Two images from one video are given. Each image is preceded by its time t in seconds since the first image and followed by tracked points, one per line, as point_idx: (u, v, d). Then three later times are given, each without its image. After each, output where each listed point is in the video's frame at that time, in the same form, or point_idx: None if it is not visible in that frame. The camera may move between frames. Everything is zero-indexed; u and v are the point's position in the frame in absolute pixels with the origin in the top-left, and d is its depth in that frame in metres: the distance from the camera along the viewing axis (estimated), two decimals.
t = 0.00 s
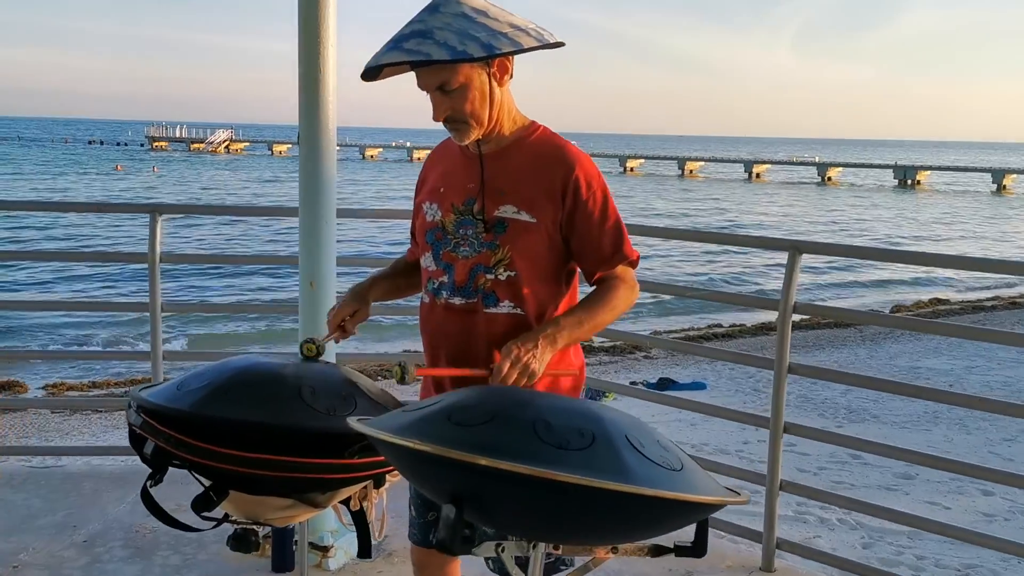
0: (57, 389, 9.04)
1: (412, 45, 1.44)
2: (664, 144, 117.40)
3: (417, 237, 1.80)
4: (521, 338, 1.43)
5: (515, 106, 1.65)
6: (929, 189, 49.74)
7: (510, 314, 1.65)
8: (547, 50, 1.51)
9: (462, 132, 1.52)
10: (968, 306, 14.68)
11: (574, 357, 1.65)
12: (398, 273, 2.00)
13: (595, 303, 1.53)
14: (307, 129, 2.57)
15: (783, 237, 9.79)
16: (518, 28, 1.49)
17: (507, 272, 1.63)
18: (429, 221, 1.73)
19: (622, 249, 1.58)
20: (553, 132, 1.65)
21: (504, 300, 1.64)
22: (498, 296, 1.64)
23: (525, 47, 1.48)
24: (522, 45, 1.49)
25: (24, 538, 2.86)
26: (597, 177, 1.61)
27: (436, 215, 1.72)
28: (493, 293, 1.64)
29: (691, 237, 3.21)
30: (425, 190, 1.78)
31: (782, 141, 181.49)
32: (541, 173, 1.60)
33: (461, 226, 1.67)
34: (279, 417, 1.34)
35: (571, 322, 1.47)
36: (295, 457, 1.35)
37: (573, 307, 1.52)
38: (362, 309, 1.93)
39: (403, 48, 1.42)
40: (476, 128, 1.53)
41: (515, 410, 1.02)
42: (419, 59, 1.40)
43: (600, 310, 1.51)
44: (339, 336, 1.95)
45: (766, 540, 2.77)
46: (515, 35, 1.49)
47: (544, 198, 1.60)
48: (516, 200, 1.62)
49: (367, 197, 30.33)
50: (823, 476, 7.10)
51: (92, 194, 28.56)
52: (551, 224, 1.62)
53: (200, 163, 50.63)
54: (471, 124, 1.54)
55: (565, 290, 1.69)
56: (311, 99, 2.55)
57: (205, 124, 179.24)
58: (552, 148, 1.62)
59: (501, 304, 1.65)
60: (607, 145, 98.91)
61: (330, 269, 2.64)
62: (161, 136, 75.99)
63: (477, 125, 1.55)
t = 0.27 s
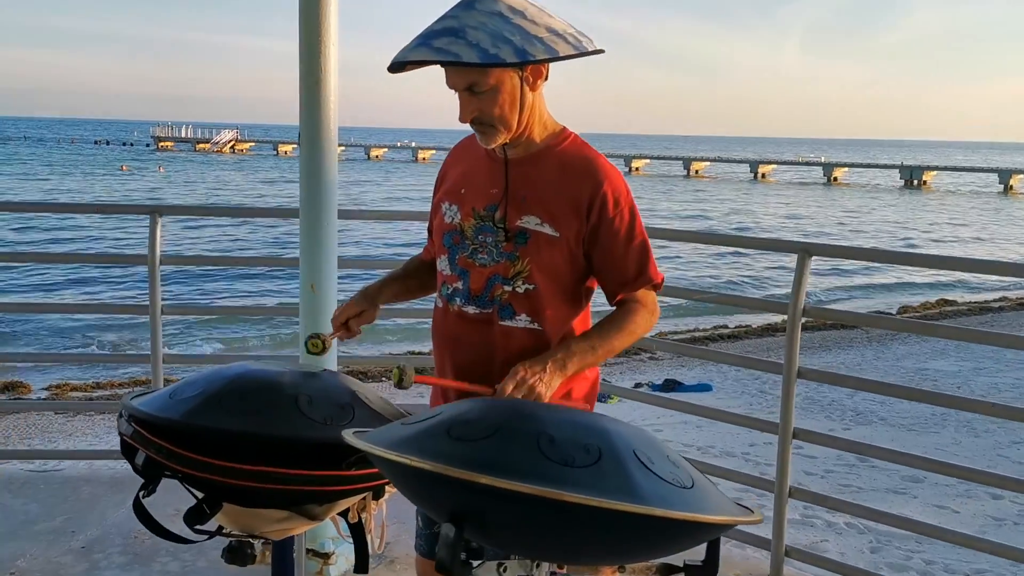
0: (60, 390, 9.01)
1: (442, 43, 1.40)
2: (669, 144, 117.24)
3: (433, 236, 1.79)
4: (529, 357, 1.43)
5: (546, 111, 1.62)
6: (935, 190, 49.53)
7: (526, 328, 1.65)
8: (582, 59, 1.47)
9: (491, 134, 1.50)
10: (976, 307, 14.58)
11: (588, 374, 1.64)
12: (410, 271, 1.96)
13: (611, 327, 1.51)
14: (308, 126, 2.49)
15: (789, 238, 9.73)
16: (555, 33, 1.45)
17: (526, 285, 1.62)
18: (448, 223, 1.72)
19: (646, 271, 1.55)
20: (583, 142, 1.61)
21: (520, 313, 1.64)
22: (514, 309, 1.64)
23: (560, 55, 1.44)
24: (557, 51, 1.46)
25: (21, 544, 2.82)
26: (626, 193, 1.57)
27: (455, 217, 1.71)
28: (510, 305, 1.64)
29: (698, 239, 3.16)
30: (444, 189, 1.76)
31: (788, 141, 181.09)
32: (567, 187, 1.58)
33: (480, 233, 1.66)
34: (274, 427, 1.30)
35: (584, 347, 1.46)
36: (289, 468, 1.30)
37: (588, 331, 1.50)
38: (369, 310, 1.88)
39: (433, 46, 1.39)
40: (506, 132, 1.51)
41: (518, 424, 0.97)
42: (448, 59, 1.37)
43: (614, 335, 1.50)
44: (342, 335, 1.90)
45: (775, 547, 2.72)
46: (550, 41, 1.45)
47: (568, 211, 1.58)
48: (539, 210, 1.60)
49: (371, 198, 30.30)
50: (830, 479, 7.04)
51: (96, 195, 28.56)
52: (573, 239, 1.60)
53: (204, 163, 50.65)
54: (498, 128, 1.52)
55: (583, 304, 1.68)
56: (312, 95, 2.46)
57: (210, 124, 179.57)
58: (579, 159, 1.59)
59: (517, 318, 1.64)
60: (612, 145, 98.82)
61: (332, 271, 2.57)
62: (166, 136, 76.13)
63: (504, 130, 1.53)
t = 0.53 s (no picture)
0: (63, 391, 9.00)
1: (465, 50, 1.36)
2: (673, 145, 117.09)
3: (443, 239, 1.75)
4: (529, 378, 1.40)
5: (568, 119, 1.58)
6: (940, 190, 49.38)
7: (535, 343, 1.62)
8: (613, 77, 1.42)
9: (509, 144, 1.46)
10: (982, 309, 14.49)
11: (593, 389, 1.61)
12: (413, 271, 1.92)
13: (621, 347, 1.48)
14: (310, 129, 2.50)
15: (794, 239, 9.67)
16: (584, 47, 1.40)
17: (537, 300, 1.59)
18: (460, 228, 1.68)
19: (660, 293, 1.51)
20: (604, 153, 1.57)
21: (530, 328, 1.61)
22: (523, 324, 1.61)
23: (588, 71, 1.38)
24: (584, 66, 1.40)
25: (20, 550, 2.78)
26: (646, 211, 1.53)
27: (467, 222, 1.67)
28: (519, 320, 1.61)
29: (704, 241, 3.12)
30: (456, 190, 1.72)
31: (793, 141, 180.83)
32: (586, 203, 1.54)
33: (493, 242, 1.62)
34: (271, 437, 1.27)
35: (585, 367, 1.44)
36: (286, 480, 1.27)
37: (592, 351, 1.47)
38: (374, 306, 1.83)
39: (456, 53, 1.35)
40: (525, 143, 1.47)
41: (522, 439, 0.92)
42: (470, 69, 1.33)
43: (621, 355, 1.47)
44: (345, 331, 1.85)
45: (782, 555, 2.67)
46: (579, 55, 1.40)
47: (585, 226, 1.54)
48: (555, 224, 1.56)
49: (375, 198, 30.29)
50: (836, 482, 6.99)
51: (101, 195, 28.61)
52: (589, 255, 1.56)
53: (209, 164, 50.72)
54: (518, 136, 1.47)
55: (594, 320, 1.65)
56: (313, 99, 2.48)
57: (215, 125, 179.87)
58: (599, 171, 1.55)
59: (525, 332, 1.61)
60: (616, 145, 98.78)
61: (333, 275, 2.57)
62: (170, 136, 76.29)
63: (524, 138, 1.48)
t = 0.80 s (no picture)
0: (67, 391, 8.99)
1: (477, 57, 1.32)
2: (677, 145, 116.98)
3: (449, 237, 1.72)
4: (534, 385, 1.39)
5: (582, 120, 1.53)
6: (946, 191, 49.24)
7: (540, 349, 1.60)
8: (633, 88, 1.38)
9: (521, 148, 1.42)
10: (988, 309, 14.42)
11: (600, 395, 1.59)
12: (412, 266, 1.89)
13: (629, 359, 1.45)
14: (311, 128, 2.47)
15: (800, 239, 9.62)
16: (602, 56, 1.36)
17: (544, 308, 1.56)
18: (467, 228, 1.65)
19: (672, 304, 1.47)
20: (617, 158, 1.53)
21: (536, 336, 1.58)
22: (530, 330, 1.58)
23: (605, 83, 1.34)
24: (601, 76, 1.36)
25: (19, 551, 2.76)
26: (659, 219, 1.49)
27: (475, 223, 1.64)
28: (526, 326, 1.58)
29: (711, 240, 3.08)
30: (463, 187, 1.68)
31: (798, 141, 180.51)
32: (598, 210, 1.50)
33: (500, 245, 1.59)
34: (268, 441, 1.23)
35: (594, 375, 1.42)
36: (283, 485, 1.24)
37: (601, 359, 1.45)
38: (374, 303, 1.80)
39: (469, 59, 1.32)
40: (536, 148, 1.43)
41: (526, 444, 0.89)
42: (483, 77, 1.30)
43: (630, 366, 1.45)
44: (344, 327, 1.81)
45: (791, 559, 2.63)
46: (596, 64, 1.36)
47: (596, 235, 1.51)
48: (565, 231, 1.53)
49: (379, 198, 30.28)
50: (843, 484, 6.94)
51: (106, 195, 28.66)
52: (599, 262, 1.53)
53: (214, 164, 50.79)
54: (529, 142, 1.44)
55: (602, 326, 1.62)
56: (314, 97, 2.45)
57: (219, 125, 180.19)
58: (612, 178, 1.51)
59: (531, 339, 1.59)
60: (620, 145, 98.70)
61: (335, 276, 2.54)
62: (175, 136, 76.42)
63: (535, 144, 1.45)
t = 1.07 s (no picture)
0: (71, 391, 8.99)
1: (484, 60, 1.29)
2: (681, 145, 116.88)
3: (454, 237, 1.69)
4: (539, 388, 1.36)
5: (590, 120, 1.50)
6: (952, 191, 49.08)
7: (546, 354, 1.57)
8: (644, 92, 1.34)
9: (528, 150, 1.39)
10: (995, 309, 14.35)
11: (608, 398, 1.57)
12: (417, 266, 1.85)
13: (637, 364, 1.42)
14: (314, 129, 2.44)
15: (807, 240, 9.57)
16: (613, 61, 1.32)
17: (550, 312, 1.54)
18: (472, 229, 1.62)
19: (682, 309, 1.44)
20: (626, 160, 1.50)
21: (541, 340, 1.56)
22: (534, 335, 1.56)
23: (615, 88, 1.30)
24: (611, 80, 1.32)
25: (20, 553, 2.74)
26: (669, 222, 1.46)
27: (480, 224, 1.61)
28: (531, 330, 1.56)
29: (717, 241, 3.04)
30: (469, 187, 1.65)
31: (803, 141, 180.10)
32: (605, 214, 1.47)
33: (506, 248, 1.56)
34: (267, 446, 1.21)
35: (599, 380, 1.40)
36: (284, 491, 1.21)
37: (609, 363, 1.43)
38: (381, 302, 1.78)
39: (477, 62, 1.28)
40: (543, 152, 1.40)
41: (531, 450, 0.86)
42: (490, 81, 1.26)
43: (637, 372, 1.42)
44: (351, 329, 1.79)
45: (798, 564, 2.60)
46: (606, 68, 1.32)
47: (604, 239, 1.48)
48: (572, 234, 1.50)
49: (384, 199, 30.28)
50: (849, 486, 6.90)
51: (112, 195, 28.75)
52: (607, 267, 1.50)
53: (219, 164, 50.92)
54: (536, 144, 1.41)
55: (610, 330, 1.59)
56: (318, 96, 2.42)
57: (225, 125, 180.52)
58: (620, 180, 1.47)
59: (537, 344, 1.56)
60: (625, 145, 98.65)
61: (337, 278, 2.52)
62: (181, 136, 76.60)
63: (542, 146, 1.42)
